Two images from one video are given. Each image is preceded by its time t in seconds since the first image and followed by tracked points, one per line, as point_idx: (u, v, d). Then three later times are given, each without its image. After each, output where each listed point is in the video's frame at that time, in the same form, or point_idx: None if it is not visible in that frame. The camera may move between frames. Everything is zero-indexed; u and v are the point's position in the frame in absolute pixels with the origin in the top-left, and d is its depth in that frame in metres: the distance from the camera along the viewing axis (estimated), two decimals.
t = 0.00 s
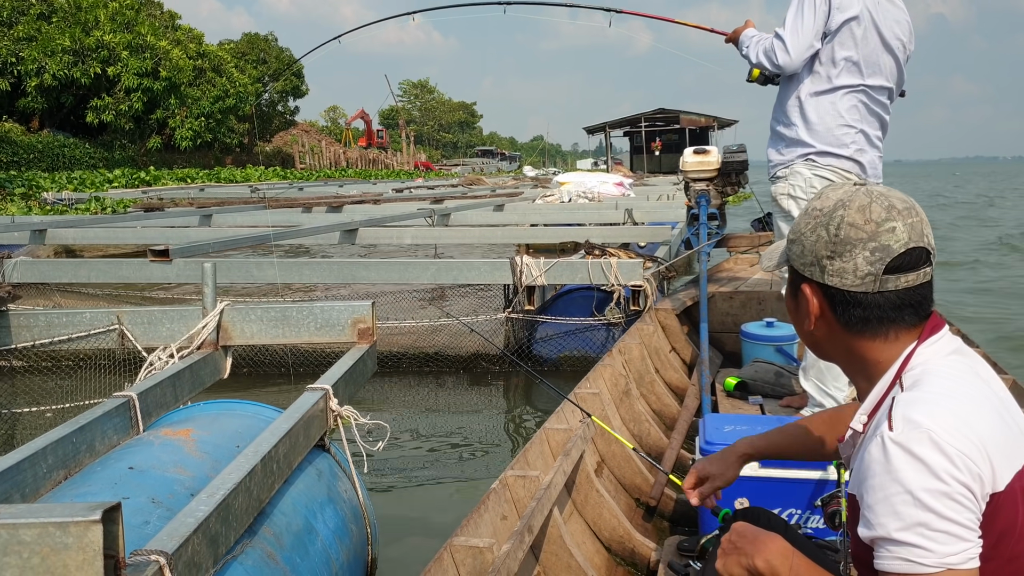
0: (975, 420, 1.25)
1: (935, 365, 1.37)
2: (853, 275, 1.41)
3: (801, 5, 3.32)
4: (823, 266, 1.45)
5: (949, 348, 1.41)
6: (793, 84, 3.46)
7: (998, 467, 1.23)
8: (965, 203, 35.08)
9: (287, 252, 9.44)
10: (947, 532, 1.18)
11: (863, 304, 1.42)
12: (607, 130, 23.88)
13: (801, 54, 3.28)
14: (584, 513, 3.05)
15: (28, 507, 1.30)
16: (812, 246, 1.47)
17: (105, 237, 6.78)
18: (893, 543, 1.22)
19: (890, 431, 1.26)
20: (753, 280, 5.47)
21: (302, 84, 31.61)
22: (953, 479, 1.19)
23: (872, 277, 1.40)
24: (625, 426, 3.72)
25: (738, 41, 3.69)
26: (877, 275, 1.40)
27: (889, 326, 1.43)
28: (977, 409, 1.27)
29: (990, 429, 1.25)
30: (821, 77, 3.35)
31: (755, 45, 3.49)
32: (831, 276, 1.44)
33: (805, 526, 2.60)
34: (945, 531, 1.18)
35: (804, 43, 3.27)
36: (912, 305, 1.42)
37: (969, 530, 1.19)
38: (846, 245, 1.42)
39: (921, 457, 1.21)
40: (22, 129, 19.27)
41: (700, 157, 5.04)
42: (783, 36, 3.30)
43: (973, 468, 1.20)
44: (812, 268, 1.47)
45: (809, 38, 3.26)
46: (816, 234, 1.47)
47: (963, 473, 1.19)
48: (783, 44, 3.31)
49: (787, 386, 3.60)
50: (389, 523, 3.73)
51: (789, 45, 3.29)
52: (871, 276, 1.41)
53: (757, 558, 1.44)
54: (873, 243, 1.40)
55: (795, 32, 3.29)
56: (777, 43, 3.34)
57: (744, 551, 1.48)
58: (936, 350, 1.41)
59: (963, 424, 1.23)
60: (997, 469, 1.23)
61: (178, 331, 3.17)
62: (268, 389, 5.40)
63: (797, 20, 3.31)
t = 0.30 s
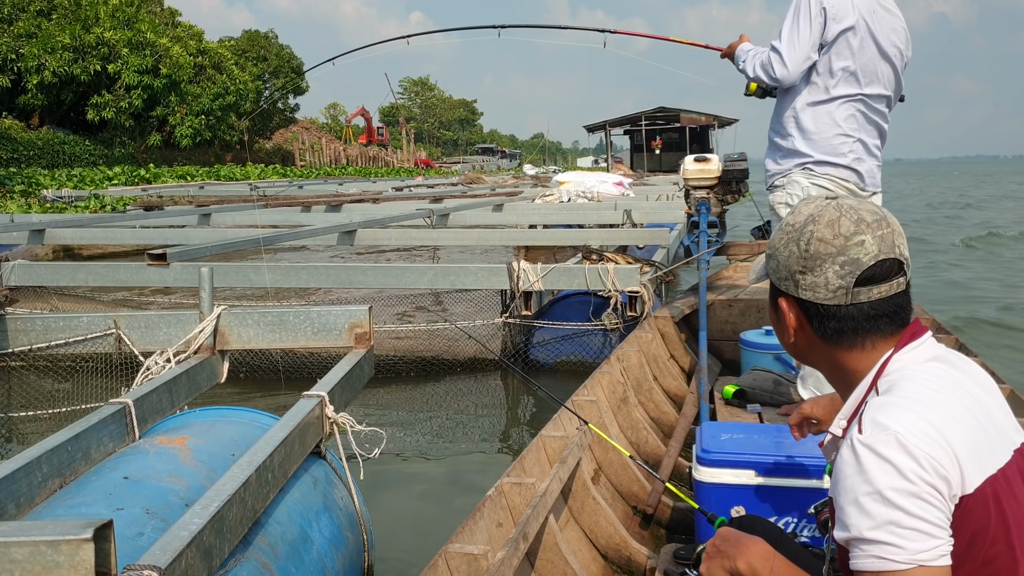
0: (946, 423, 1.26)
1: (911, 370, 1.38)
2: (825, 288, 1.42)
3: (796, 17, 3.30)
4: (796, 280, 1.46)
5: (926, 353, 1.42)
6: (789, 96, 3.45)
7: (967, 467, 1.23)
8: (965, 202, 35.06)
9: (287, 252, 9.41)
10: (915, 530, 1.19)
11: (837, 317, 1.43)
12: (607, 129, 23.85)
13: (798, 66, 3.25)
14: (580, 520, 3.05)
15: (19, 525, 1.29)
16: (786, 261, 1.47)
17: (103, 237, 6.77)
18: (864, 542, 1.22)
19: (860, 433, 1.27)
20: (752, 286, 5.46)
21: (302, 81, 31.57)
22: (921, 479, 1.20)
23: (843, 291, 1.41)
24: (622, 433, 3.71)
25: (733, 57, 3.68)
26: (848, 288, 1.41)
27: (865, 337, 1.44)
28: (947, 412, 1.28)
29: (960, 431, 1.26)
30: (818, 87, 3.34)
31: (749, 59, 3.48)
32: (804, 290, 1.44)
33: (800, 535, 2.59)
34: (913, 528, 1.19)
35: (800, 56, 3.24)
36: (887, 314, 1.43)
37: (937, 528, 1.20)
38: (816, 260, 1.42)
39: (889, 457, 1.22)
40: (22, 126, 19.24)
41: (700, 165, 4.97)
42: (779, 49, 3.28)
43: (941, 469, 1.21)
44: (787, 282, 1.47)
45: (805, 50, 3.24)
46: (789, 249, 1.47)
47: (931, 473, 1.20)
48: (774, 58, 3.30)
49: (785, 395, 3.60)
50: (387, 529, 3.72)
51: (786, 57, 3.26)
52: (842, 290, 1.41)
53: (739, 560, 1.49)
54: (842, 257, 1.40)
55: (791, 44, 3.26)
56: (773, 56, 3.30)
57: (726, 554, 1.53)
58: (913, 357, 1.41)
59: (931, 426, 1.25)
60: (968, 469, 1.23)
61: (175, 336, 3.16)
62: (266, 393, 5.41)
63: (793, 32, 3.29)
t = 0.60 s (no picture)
0: (944, 413, 1.26)
1: (911, 362, 1.37)
2: (825, 289, 1.42)
3: (801, 18, 3.29)
4: (797, 280, 1.45)
5: (929, 347, 1.41)
6: (794, 96, 3.45)
7: (965, 457, 1.23)
8: (967, 203, 35.01)
9: (288, 251, 9.41)
10: (911, 516, 1.19)
11: (837, 316, 1.43)
12: (609, 129, 23.83)
13: (804, 69, 3.25)
14: (583, 520, 3.05)
15: (26, 523, 1.29)
16: (786, 262, 1.47)
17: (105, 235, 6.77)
18: (861, 528, 1.23)
19: (858, 423, 1.28)
20: (755, 286, 5.46)
21: (304, 80, 31.57)
22: (917, 467, 1.20)
23: (844, 291, 1.41)
24: (625, 433, 3.71)
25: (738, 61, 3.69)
26: (847, 288, 1.41)
27: (866, 335, 1.43)
28: (946, 403, 1.28)
29: (958, 421, 1.26)
30: (823, 88, 3.34)
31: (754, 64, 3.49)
32: (805, 290, 1.44)
33: (804, 533, 2.59)
34: (909, 515, 1.19)
35: (806, 58, 3.24)
36: (887, 312, 1.43)
37: (933, 515, 1.20)
38: (816, 261, 1.42)
39: (886, 445, 1.22)
40: (24, 124, 19.25)
41: (700, 165, 5.05)
42: (784, 51, 3.28)
43: (937, 458, 1.21)
44: (788, 283, 1.47)
45: (811, 52, 3.24)
46: (789, 250, 1.47)
47: (927, 462, 1.21)
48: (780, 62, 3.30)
49: (788, 395, 3.60)
50: (389, 529, 3.73)
51: (791, 60, 3.26)
52: (842, 290, 1.41)
53: (735, 550, 1.52)
54: (841, 258, 1.40)
55: (796, 46, 3.26)
56: (779, 59, 3.31)
57: (722, 544, 1.55)
58: (914, 351, 1.40)
59: (929, 415, 1.25)
60: (965, 460, 1.23)
61: (179, 335, 3.16)
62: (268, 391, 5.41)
63: (798, 34, 3.28)
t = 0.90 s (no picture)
0: (952, 398, 1.27)
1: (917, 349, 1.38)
2: (905, 253, 1.45)
3: (797, 12, 3.31)
4: (888, 248, 1.43)
5: (933, 338, 1.43)
6: (792, 90, 3.46)
7: (971, 443, 1.24)
8: (966, 203, 35.01)
9: (287, 251, 9.43)
10: (917, 499, 1.20)
11: (905, 282, 1.45)
12: (608, 130, 23.84)
13: (801, 63, 3.26)
14: (578, 511, 3.05)
15: (20, 503, 1.30)
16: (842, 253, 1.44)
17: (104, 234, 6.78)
18: (865, 509, 1.23)
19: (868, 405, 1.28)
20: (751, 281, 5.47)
21: (303, 81, 31.58)
22: (924, 451, 1.21)
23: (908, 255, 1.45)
24: (620, 425, 3.73)
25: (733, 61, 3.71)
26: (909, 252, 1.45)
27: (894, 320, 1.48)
28: (954, 390, 1.28)
29: (966, 408, 1.27)
30: (821, 81, 3.34)
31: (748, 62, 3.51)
32: (896, 256, 1.44)
33: (795, 525, 2.62)
34: (915, 498, 1.20)
35: (803, 52, 3.25)
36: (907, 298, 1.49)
37: (939, 500, 1.20)
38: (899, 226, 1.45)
39: (894, 428, 1.23)
40: (23, 126, 19.27)
41: (697, 158, 5.00)
42: (782, 46, 3.29)
43: (944, 442, 1.22)
44: (877, 253, 1.43)
45: (808, 46, 3.25)
46: (873, 219, 1.44)
47: (934, 446, 1.22)
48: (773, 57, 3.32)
49: (783, 387, 3.61)
50: (387, 522, 3.74)
51: (788, 54, 3.27)
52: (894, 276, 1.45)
53: (728, 531, 1.52)
54: (896, 223, 1.45)
55: (793, 41, 3.28)
56: (776, 54, 3.32)
57: (713, 527, 1.56)
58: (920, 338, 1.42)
59: (937, 400, 1.26)
60: (970, 445, 1.24)
61: (175, 328, 3.18)
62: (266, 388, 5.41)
63: (795, 28, 3.29)
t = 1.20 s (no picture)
0: (977, 406, 1.25)
1: (936, 351, 1.37)
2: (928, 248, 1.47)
3: (793, 14, 3.31)
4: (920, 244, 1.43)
5: (952, 341, 1.41)
6: (790, 92, 3.46)
7: (991, 453, 1.23)
8: (966, 203, 35.02)
9: (287, 252, 9.44)
10: (935, 507, 1.18)
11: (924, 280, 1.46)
12: (608, 130, 23.85)
13: (799, 65, 3.27)
14: (576, 509, 3.05)
15: (18, 508, 1.30)
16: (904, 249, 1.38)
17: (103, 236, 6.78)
18: (880, 513, 1.22)
19: (892, 408, 1.27)
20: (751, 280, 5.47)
21: (303, 83, 31.60)
22: (947, 458, 1.19)
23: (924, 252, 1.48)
24: (619, 423, 3.72)
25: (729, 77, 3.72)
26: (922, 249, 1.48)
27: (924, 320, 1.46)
28: (977, 398, 1.27)
29: (988, 417, 1.25)
30: (820, 82, 3.35)
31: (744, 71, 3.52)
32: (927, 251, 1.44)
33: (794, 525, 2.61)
34: (934, 506, 1.18)
35: (801, 54, 3.25)
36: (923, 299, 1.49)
37: (956, 510, 1.19)
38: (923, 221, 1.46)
39: (919, 432, 1.21)
40: (23, 128, 19.27)
41: (699, 156, 5.01)
42: (779, 49, 3.30)
43: (967, 449, 1.21)
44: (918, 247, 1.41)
45: (806, 47, 3.25)
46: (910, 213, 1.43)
47: (958, 454, 1.20)
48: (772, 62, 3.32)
49: (783, 386, 3.60)
50: (386, 522, 3.74)
51: (786, 56, 3.28)
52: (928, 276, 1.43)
53: (727, 524, 1.51)
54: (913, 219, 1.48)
55: (791, 42, 3.28)
56: (773, 58, 3.32)
57: (710, 519, 1.55)
58: (938, 339, 1.40)
59: (962, 407, 1.24)
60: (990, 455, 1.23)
61: (175, 331, 3.18)
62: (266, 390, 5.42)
63: (793, 30, 3.29)
